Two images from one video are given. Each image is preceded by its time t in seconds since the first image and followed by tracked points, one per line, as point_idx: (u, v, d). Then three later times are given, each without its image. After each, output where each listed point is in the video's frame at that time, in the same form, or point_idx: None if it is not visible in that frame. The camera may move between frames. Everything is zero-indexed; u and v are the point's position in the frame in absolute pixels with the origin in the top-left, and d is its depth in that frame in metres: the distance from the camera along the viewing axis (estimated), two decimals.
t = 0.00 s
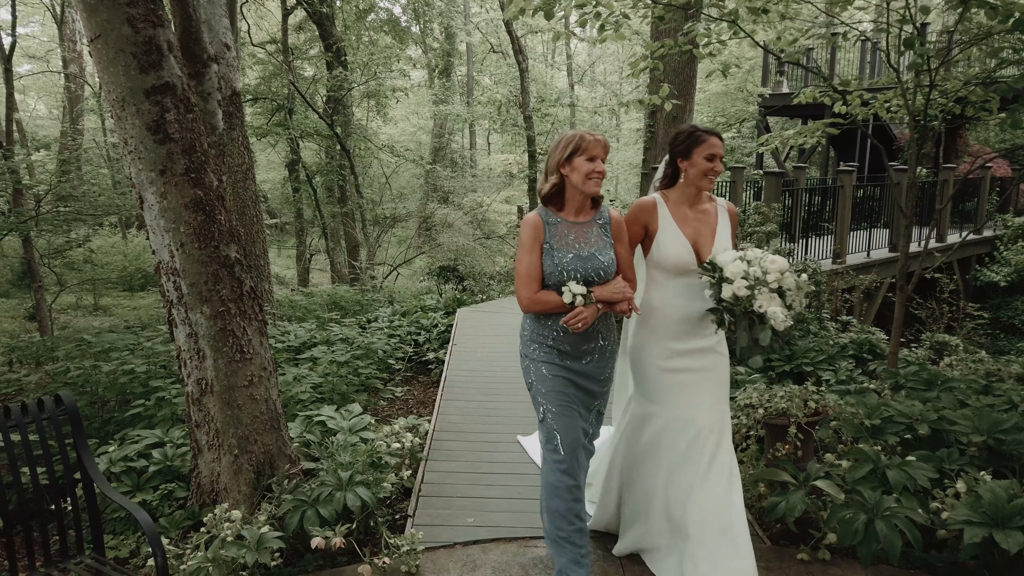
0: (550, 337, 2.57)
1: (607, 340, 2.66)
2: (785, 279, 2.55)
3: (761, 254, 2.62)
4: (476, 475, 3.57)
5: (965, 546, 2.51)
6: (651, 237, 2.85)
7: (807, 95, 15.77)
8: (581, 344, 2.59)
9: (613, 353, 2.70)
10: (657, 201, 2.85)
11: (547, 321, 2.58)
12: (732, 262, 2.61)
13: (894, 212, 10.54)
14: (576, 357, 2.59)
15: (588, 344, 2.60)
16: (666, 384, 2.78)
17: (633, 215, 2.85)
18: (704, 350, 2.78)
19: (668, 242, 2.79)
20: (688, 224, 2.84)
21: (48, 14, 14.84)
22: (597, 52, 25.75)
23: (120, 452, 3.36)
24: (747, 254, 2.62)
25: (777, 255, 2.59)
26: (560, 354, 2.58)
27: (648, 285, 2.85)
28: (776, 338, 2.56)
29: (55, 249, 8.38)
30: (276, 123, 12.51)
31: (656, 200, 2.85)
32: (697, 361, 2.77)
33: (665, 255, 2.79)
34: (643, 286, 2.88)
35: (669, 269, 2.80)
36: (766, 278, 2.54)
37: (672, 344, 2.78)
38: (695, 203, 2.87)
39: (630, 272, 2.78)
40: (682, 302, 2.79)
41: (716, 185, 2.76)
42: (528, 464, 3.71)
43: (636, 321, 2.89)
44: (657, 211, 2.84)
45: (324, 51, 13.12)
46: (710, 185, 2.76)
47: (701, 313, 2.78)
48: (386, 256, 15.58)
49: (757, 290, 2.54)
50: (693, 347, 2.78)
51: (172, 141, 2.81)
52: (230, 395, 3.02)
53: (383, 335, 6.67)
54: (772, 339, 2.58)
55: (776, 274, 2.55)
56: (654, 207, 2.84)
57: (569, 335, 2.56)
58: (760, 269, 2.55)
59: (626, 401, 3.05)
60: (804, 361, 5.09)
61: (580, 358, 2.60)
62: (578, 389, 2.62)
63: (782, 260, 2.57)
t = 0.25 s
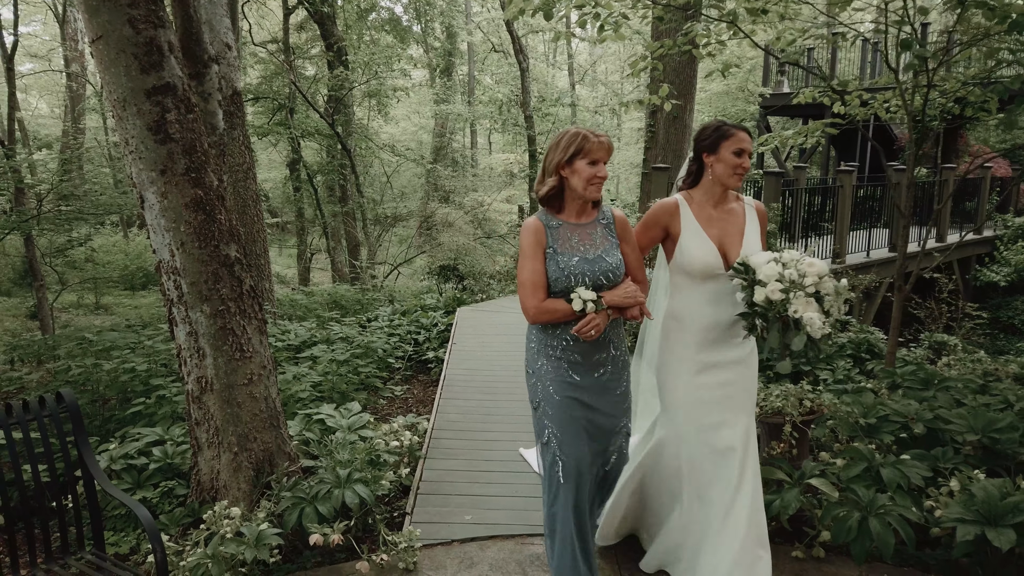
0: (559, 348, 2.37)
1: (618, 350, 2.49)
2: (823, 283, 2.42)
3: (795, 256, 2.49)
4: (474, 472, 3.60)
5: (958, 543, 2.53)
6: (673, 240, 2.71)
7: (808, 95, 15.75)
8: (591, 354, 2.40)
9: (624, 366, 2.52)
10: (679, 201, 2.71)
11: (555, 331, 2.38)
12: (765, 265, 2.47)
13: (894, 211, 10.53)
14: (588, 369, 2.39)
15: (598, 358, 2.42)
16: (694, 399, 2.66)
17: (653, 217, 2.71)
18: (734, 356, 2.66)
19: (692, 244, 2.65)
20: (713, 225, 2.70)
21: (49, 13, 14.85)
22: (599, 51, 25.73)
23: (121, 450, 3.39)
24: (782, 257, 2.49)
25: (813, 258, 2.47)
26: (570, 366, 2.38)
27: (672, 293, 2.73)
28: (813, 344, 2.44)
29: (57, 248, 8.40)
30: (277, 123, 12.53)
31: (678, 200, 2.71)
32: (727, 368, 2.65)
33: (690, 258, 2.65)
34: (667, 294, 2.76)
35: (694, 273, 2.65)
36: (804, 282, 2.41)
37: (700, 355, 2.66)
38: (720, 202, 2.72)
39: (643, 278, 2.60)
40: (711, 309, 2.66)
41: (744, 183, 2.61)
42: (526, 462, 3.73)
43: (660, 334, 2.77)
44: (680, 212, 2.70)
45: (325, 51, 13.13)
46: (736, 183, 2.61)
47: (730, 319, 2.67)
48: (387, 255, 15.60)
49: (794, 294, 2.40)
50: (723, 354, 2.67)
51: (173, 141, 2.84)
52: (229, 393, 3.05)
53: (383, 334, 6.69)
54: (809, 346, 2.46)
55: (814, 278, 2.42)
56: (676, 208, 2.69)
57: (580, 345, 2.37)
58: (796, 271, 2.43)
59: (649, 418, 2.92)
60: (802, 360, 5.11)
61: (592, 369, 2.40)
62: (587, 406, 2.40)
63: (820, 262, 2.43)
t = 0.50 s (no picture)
0: (557, 358, 2.29)
1: (625, 360, 2.31)
2: (845, 285, 2.38)
3: (814, 258, 2.47)
4: (467, 472, 3.63)
5: (944, 540, 2.57)
6: (687, 243, 2.70)
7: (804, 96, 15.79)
8: (588, 365, 2.26)
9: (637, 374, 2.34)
10: (691, 204, 2.71)
11: (556, 342, 2.28)
12: (784, 268, 2.43)
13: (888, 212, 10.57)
14: (583, 380, 2.27)
15: (603, 368, 2.27)
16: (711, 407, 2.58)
17: (665, 221, 2.70)
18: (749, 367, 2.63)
19: (707, 246, 2.64)
20: (726, 227, 2.70)
21: (46, 15, 14.85)
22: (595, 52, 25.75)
23: (117, 450, 3.41)
24: (800, 259, 2.46)
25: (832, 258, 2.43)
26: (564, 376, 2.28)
27: (687, 299, 2.71)
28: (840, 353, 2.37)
29: (53, 250, 8.42)
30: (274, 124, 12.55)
31: (690, 203, 2.71)
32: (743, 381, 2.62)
33: (706, 261, 2.63)
34: (684, 302, 2.74)
35: (711, 278, 2.64)
36: (826, 285, 2.38)
37: (718, 363, 2.61)
38: (731, 204, 2.73)
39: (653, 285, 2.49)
40: (726, 316, 2.63)
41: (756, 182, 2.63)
42: (519, 463, 3.76)
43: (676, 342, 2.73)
44: (693, 215, 2.70)
45: (322, 52, 13.15)
46: (748, 182, 2.63)
47: (746, 326, 2.64)
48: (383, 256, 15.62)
49: (817, 297, 2.36)
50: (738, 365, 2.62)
51: (168, 144, 2.86)
52: (224, 394, 3.08)
53: (379, 335, 6.72)
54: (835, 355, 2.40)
55: (835, 279, 2.38)
56: (689, 211, 2.70)
57: (578, 357, 2.26)
58: (817, 274, 2.38)
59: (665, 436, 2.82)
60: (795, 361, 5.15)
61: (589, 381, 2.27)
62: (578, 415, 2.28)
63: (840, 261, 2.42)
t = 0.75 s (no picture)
0: (560, 381, 2.21)
1: (628, 384, 2.25)
2: (853, 303, 2.33)
3: (820, 272, 2.39)
4: (447, 470, 3.67)
5: (912, 532, 2.64)
6: (693, 257, 2.61)
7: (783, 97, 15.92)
8: (592, 392, 2.21)
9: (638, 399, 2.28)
10: (694, 216, 2.63)
11: (556, 362, 2.21)
12: (788, 284, 2.37)
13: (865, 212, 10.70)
14: (588, 405, 2.21)
15: (604, 394, 2.21)
16: (715, 430, 2.51)
17: (670, 235, 2.62)
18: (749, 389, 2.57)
19: (714, 260, 2.56)
20: (731, 238, 2.63)
21: (22, 14, 14.69)
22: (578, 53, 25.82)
23: (97, 453, 3.40)
24: (806, 273, 2.39)
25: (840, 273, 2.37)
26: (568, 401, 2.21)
27: (690, 314, 2.63)
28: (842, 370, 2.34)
29: (31, 251, 8.35)
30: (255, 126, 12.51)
31: (693, 214, 2.63)
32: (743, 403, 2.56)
33: (713, 275, 2.55)
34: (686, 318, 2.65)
35: (718, 293, 2.56)
36: (833, 302, 2.32)
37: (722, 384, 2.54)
38: (735, 213, 2.66)
39: (658, 302, 2.41)
40: (730, 335, 2.55)
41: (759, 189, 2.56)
42: (500, 462, 3.79)
43: (678, 358, 2.65)
44: (697, 227, 2.61)
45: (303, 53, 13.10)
46: (750, 190, 2.57)
47: (750, 344, 2.57)
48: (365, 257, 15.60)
49: (824, 315, 2.31)
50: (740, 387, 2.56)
51: (148, 147, 2.87)
52: (205, 395, 3.09)
53: (361, 336, 6.74)
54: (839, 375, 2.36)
55: (843, 297, 2.33)
56: (694, 223, 2.61)
57: (582, 380, 2.19)
58: (824, 290, 2.33)
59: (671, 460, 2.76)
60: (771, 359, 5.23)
61: (594, 406, 2.21)
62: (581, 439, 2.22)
63: (846, 277, 2.35)
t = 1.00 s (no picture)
0: (533, 388, 2.14)
1: (602, 387, 2.24)
2: (825, 307, 2.25)
3: (792, 275, 2.30)
4: (391, 470, 3.69)
5: (838, 517, 2.76)
6: (658, 253, 2.48)
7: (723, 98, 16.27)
8: (568, 400, 2.16)
9: (607, 405, 2.27)
10: (661, 210, 2.50)
11: (527, 366, 2.13)
12: (759, 286, 2.27)
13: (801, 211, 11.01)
14: (564, 414, 2.16)
15: (578, 398, 2.18)
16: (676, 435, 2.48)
17: (635, 227, 2.47)
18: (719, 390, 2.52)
19: (680, 258, 2.44)
20: (698, 235, 2.50)
21: None
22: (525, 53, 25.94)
23: (29, 462, 3.32)
24: (778, 276, 2.29)
25: (812, 278, 2.29)
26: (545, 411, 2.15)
27: (653, 314, 2.51)
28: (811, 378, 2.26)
29: None
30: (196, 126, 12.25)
31: (659, 207, 2.50)
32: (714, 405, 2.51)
33: (679, 273, 2.43)
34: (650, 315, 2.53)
35: (683, 293, 2.44)
36: (804, 307, 2.23)
37: (685, 387, 2.48)
38: (703, 209, 2.53)
39: (631, 304, 2.33)
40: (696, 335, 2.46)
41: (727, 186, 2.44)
42: (445, 461, 3.83)
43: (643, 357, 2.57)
44: (664, 222, 2.48)
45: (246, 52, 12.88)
46: (717, 186, 2.44)
47: (717, 344, 2.49)
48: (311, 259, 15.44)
49: (796, 320, 2.22)
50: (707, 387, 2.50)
51: (82, 147, 2.82)
52: (143, 400, 3.05)
53: (306, 338, 6.69)
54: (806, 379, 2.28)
55: (815, 301, 2.24)
56: (660, 217, 2.48)
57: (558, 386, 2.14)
58: (797, 295, 2.24)
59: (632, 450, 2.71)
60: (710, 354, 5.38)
61: (569, 414, 2.17)
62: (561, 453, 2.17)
63: (820, 283, 2.26)
